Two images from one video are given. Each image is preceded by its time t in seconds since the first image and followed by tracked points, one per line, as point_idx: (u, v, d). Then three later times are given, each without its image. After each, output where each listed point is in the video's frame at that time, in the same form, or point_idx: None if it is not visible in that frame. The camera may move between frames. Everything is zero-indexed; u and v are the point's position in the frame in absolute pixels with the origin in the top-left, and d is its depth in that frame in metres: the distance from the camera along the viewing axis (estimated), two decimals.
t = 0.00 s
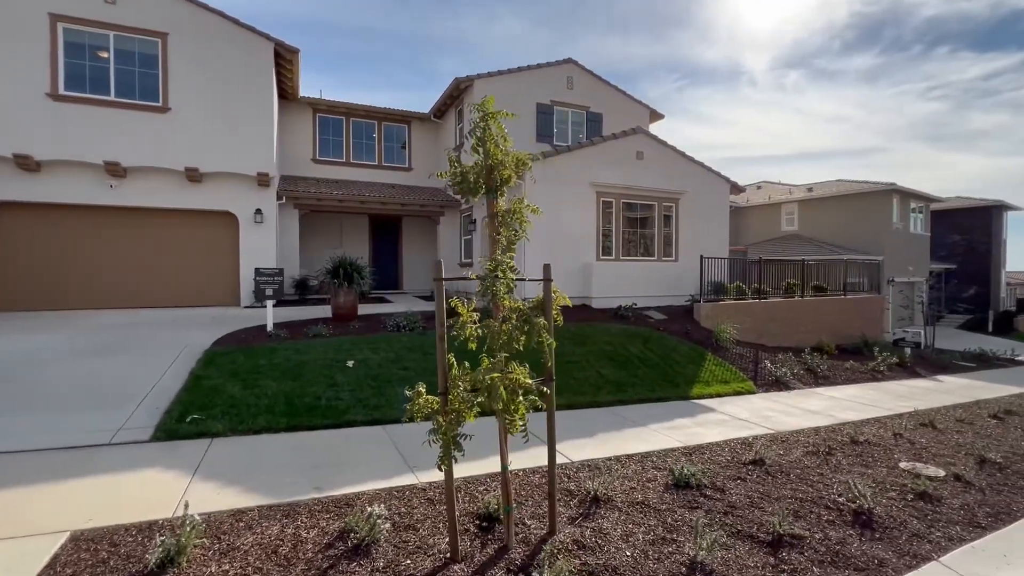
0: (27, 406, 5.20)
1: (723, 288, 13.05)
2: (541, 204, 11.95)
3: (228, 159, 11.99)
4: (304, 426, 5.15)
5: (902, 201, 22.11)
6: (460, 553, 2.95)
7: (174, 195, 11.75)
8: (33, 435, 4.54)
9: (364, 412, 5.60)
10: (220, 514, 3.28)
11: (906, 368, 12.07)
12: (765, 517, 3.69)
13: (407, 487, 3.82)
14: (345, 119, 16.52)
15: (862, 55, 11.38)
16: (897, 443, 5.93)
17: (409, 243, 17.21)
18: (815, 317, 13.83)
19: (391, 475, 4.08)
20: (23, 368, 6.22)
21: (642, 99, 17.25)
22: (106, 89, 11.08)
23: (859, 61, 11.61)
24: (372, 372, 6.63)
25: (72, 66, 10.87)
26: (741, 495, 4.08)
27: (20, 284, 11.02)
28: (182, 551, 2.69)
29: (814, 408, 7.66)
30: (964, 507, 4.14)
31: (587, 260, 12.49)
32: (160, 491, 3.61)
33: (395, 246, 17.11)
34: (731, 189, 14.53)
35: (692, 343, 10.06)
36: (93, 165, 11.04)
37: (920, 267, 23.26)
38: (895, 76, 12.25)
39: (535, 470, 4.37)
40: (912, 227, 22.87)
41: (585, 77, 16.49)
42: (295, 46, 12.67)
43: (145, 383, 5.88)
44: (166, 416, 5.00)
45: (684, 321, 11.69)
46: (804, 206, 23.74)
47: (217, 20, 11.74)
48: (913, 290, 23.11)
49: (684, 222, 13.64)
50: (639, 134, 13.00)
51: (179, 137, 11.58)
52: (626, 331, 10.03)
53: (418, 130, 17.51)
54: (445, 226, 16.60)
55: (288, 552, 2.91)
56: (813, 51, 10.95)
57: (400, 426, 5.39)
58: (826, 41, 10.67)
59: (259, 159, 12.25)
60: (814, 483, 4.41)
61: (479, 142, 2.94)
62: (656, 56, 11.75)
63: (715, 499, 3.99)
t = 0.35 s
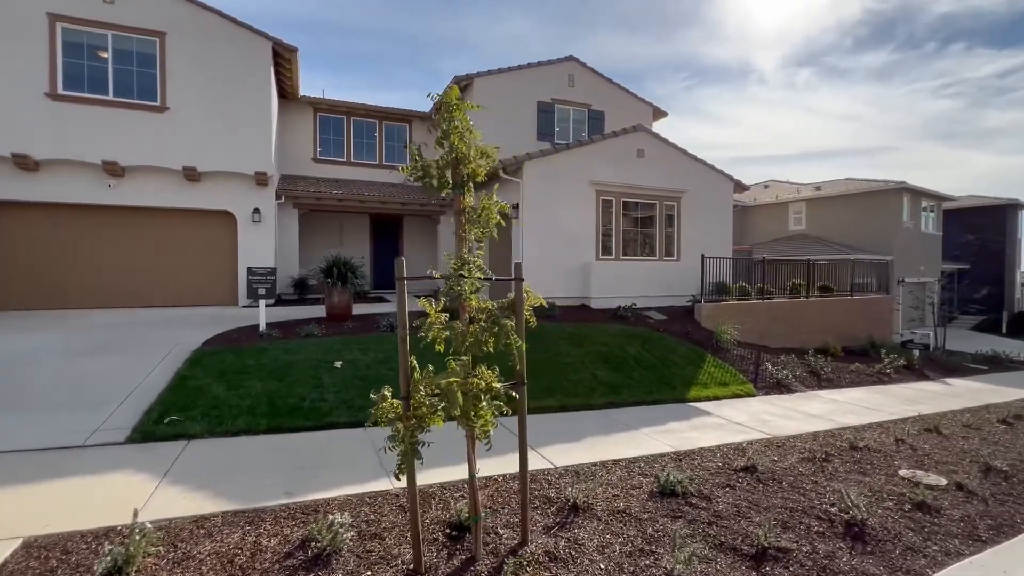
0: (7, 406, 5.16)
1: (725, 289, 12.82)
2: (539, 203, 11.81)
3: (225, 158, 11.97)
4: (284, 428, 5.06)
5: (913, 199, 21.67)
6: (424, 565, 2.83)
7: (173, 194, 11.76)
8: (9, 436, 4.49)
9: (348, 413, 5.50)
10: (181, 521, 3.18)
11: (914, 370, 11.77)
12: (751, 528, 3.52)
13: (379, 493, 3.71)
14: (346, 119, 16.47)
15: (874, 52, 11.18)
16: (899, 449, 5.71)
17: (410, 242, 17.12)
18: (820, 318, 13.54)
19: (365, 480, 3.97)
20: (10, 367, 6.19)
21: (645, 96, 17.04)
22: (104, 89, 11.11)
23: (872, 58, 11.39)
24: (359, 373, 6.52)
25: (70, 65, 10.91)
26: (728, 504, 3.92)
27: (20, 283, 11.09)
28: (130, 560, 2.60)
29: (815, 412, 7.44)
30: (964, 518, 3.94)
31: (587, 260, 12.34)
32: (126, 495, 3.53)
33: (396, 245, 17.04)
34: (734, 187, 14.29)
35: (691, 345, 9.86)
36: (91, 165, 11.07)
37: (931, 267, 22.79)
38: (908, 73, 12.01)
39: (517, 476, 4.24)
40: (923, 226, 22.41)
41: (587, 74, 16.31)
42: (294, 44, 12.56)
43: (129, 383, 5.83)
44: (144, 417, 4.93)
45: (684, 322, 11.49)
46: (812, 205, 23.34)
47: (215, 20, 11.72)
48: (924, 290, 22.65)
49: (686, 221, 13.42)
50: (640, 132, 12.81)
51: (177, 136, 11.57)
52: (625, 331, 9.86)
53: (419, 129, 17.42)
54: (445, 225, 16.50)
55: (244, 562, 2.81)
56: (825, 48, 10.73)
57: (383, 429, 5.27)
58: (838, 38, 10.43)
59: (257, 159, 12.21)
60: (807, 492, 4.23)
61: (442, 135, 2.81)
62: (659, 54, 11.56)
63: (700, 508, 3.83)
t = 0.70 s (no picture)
0: None
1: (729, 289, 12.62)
2: (539, 203, 11.72)
3: (226, 158, 12.00)
4: (269, 430, 5.01)
5: (926, 199, 21.25)
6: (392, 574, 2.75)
7: (174, 194, 11.82)
8: None
9: (335, 415, 5.44)
10: (151, 526, 3.14)
11: (923, 373, 11.51)
12: (737, 538, 3.40)
13: (357, 498, 3.65)
14: (348, 119, 16.47)
15: (888, 50, 10.99)
16: (901, 456, 5.53)
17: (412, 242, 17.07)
18: (827, 319, 13.29)
19: (345, 484, 3.92)
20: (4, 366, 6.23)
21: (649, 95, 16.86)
22: (106, 90, 11.19)
23: (886, 56, 11.20)
24: (350, 375, 6.45)
25: (73, 67, 11.00)
26: (716, 512, 3.80)
27: (24, 283, 11.23)
28: (91, 566, 2.55)
29: (816, 416, 7.26)
30: (963, 529, 3.79)
31: (587, 260, 12.23)
32: (100, 497, 3.50)
33: (398, 245, 17.01)
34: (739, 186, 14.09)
35: (692, 347, 9.71)
36: (94, 165, 11.16)
37: (944, 267, 22.33)
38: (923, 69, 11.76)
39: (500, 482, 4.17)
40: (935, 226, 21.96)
41: (590, 73, 16.18)
42: (295, 45, 12.60)
43: (119, 383, 5.83)
44: (129, 418, 4.92)
45: (685, 323, 11.33)
46: (821, 204, 22.99)
47: (216, 20, 11.75)
48: (936, 291, 22.21)
49: (689, 221, 13.25)
50: (642, 131, 12.66)
51: (178, 137, 11.62)
52: (624, 332, 9.74)
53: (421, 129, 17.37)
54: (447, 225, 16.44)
55: (209, 569, 2.75)
56: (837, 46, 10.53)
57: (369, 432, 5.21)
58: (850, 35, 10.22)
59: (258, 159, 12.24)
60: (800, 500, 4.09)
61: (410, 132, 2.74)
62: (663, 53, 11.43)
63: (686, 516, 3.71)
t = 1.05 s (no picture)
0: None
1: (735, 289, 12.42)
2: (539, 201, 11.65)
3: (229, 157, 12.08)
4: (257, 429, 5.01)
5: (940, 197, 20.79)
6: None
7: (179, 194, 11.95)
8: None
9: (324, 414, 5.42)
10: (126, 524, 3.13)
11: (934, 375, 11.23)
12: (721, 544, 3.30)
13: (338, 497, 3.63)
14: (353, 119, 16.48)
15: (905, 46, 10.77)
16: (902, 460, 5.37)
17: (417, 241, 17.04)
18: (835, 319, 13.02)
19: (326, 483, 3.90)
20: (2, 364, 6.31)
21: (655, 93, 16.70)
22: (112, 91, 11.32)
23: (903, 51, 10.98)
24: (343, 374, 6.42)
25: (79, 68, 11.14)
26: (702, 517, 3.69)
27: (33, 282, 11.42)
28: (55, 564, 2.53)
29: (818, 418, 7.10)
30: (961, 538, 3.64)
31: (589, 259, 12.13)
32: (80, 494, 3.51)
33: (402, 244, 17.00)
34: (745, 185, 13.89)
35: (694, 347, 9.56)
36: (99, 165, 11.29)
37: (959, 267, 21.83)
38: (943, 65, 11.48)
39: (483, 483, 4.11)
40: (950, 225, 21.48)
41: (594, 71, 16.05)
42: (298, 45, 12.66)
43: (113, 381, 5.87)
44: (119, 415, 4.94)
45: (688, 323, 11.18)
46: (832, 203, 22.60)
47: (219, 21, 11.84)
48: (951, 291, 21.71)
49: (694, 220, 13.08)
50: (646, 129, 12.52)
51: (182, 137, 11.73)
52: (624, 332, 9.62)
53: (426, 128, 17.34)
54: (451, 224, 16.41)
55: (176, 568, 2.73)
56: (851, 42, 10.35)
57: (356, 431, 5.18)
58: (865, 32, 10.02)
59: (260, 159, 12.30)
60: (791, 506, 3.97)
61: (378, 128, 2.68)
62: (670, 51, 11.29)
63: (670, 520, 3.62)
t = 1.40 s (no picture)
0: None
1: (742, 289, 12.21)
2: (542, 201, 11.57)
3: (235, 158, 12.18)
4: (249, 428, 5.02)
5: (958, 195, 20.27)
6: None
7: (186, 194, 12.09)
8: None
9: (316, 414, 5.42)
10: (107, 524, 3.14)
11: (948, 378, 10.92)
12: (707, 553, 3.21)
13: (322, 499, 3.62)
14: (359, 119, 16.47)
15: (924, 42, 10.48)
16: (907, 467, 5.20)
17: (423, 241, 17.02)
18: (846, 320, 12.75)
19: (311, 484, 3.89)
20: (6, 362, 6.42)
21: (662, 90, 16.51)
22: (120, 93, 11.49)
23: (922, 47, 10.68)
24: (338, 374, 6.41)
25: (88, 70, 11.33)
26: (691, 524, 3.60)
27: (44, 281, 11.64)
28: (28, 565, 2.53)
29: (822, 422, 6.93)
30: (961, 550, 3.50)
31: (593, 259, 12.02)
32: (66, 493, 3.53)
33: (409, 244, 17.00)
34: (753, 183, 13.66)
35: (698, 349, 9.41)
36: (108, 166, 11.46)
37: (978, 267, 21.25)
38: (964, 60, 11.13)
39: (469, 487, 4.07)
40: (968, 224, 20.92)
41: (600, 69, 15.91)
42: (303, 46, 12.73)
43: (111, 380, 5.94)
44: (113, 414, 4.99)
45: (693, 324, 11.02)
46: (845, 202, 22.17)
47: (226, 22, 11.95)
48: (969, 292, 21.15)
49: (701, 219, 12.90)
50: (651, 127, 12.37)
51: (189, 137, 11.86)
52: (627, 332, 9.51)
53: (432, 128, 17.33)
54: (456, 224, 16.40)
55: (151, 569, 2.72)
56: (868, 38, 10.10)
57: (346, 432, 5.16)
58: (882, 28, 9.76)
59: (266, 159, 12.39)
60: (785, 513, 3.85)
61: (351, 128, 2.62)
62: (679, 48, 11.13)
63: (657, 528, 3.54)
